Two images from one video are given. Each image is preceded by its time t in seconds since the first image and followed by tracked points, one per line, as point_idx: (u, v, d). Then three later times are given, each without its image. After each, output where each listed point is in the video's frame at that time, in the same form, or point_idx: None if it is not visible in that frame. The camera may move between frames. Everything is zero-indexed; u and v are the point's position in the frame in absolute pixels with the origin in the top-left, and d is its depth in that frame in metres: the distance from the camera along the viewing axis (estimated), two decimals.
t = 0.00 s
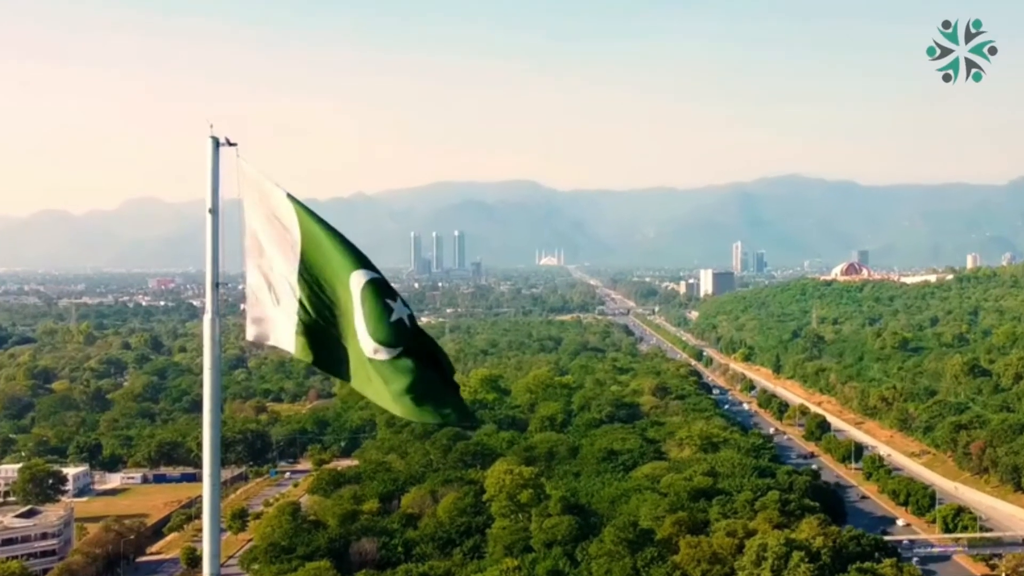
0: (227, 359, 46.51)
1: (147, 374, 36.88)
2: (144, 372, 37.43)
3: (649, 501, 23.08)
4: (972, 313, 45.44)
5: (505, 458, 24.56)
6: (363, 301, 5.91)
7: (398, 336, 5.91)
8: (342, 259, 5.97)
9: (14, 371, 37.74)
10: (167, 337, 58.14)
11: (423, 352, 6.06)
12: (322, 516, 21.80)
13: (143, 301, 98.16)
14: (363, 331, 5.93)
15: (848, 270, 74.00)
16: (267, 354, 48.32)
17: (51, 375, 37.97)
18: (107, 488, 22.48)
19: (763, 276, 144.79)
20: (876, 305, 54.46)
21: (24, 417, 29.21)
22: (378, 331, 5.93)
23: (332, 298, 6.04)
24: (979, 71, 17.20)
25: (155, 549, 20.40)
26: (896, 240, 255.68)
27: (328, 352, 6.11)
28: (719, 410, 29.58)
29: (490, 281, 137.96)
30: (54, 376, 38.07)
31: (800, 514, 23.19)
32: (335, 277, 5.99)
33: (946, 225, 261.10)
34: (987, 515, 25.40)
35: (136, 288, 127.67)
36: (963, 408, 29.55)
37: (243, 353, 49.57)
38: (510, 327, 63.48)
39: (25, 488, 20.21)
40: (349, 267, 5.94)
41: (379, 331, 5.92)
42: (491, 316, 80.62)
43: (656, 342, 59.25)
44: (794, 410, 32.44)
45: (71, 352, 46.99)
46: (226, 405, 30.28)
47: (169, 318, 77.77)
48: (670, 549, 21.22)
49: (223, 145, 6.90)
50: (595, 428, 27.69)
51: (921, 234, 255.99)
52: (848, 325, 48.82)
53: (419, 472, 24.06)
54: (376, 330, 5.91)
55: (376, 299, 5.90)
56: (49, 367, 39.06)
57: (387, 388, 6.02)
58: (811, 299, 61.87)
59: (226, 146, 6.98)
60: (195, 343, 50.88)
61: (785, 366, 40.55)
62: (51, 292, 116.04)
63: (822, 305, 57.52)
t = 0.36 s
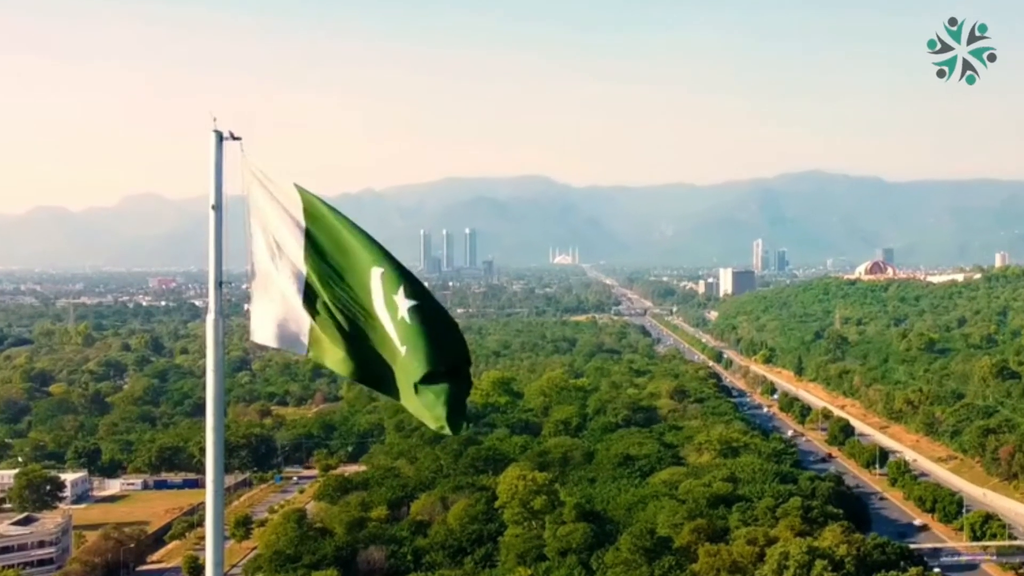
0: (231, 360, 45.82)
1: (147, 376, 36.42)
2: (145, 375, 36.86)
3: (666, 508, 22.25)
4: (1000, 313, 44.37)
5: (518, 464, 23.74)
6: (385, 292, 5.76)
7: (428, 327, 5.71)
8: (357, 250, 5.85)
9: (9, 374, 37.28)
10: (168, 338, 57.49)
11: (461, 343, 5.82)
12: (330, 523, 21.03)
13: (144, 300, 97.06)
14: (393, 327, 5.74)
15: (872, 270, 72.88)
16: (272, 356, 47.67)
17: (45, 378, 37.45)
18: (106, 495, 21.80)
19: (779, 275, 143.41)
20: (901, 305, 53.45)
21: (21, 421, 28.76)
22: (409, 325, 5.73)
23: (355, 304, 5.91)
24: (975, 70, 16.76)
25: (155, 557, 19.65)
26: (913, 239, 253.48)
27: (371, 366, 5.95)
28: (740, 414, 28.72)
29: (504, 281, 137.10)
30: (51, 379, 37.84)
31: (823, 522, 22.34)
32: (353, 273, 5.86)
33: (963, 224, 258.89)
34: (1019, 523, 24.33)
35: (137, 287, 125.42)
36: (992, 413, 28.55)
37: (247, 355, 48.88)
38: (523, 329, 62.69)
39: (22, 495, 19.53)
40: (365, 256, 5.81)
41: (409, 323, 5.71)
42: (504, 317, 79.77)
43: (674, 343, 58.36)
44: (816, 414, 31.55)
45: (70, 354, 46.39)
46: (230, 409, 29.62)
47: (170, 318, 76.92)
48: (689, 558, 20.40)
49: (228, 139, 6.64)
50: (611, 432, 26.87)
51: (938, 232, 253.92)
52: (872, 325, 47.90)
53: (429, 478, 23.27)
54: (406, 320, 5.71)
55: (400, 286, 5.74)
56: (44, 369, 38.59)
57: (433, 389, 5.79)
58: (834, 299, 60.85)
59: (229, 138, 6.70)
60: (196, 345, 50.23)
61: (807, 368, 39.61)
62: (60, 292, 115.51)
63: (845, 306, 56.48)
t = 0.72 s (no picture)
0: (235, 363, 45.17)
1: (149, 379, 35.85)
2: (145, 378, 36.32)
3: (684, 514, 21.50)
4: None
5: (532, 469, 23.01)
6: (414, 286, 5.60)
7: (465, 324, 5.57)
8: (374, 250, 5.66)
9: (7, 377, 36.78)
10: (171, 339, 56.88)
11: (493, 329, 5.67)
12: (337, 530, 20.30)
13: (146, 301, 95.89)
14: (425, 328, 5.56)
15: (898, 269, 71.90)
16: (278, 358, 47.08)
17: (43, 380, 36.93)
18: (105, 501, 21.22)
19: (795, 274, 142.10)
20: (926, 305, 52.50)
21: (19, 425, 28.25)
22: (443, 324, 5.57)
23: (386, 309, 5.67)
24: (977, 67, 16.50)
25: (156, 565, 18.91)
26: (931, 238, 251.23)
27: (411, 382, 5.64)
28: (761, 418, 27.93)
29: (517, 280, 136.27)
30: (50, 382, 37.38)
31: (846, 529, 21.53)
32: (375, 275, 5.66)
33: (980, 222, 256.77)
34: None
35: (137, 288, 123.33)
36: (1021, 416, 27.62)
37: (252, 357, 48.27)
38: (537, 330, 61.90)
39: (19, 501, 18.93)
40: (386, 256, 5.64)
41: (444, 316, 5.56)
42: (517, 317, 78.97)
43: (693, 344, 57.59)
44: (839, 418, 30.72)
45: (70, 356, 45.86)
46: (234, 413, 29.07)
47: (172, 319, 76.18)
48: (708, 568, 19.65)
49: (231, 136, 6.28)
50: (627, 436, 26.15)
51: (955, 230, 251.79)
52: (898, 326, 47.11)
53: (440, 484, 22.56)
54: (442, 318, 5.55)
55: (426, 279, 5.58)
56: (42, 372, 38.05)
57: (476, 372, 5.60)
58: (858, 299, 59.87)
59: (233, 135, 6.35)
60: (200, 347, 49.64)
61: (830, 370, 38.79)
62: (67, 292, 114.91)
63: (869, 306, 55.57)
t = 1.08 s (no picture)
0: (239, 364, 44.57)
1: (150, 381, 35.32)
2: (147, 380, 35.76)
3: (703, 521, 20.77)
4: None
5: (545, 474, 22.33)
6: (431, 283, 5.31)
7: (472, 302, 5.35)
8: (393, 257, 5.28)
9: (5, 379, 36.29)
10: (172, 340, 56.19)
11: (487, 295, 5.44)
12: (343, 538, 19.58)
13: (148, 301, 95.37)
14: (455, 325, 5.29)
15: (923, 267, 71.03)
16: (283, 360, 46.47)
17: (43, 383, 36.45)
18: (104, 507, 20.62)
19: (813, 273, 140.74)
20: (952, 305, 51.70)
21: (15, 429, 27.81)
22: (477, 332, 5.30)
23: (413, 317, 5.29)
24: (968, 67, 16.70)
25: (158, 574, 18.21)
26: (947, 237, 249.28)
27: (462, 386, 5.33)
28: (781, 421, 27.17)
29: (529, 280, 135.46)
30: (47, 385, 36.82)
31: (869, 536, 20.77)
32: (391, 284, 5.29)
33: (997, 221, 254.80)
34: None
35: (137, 287, 121.58)
36: None
37: (257, 359, 47.71)
38: (550, 330, 61.15)
39: (15, 508, 18.34)
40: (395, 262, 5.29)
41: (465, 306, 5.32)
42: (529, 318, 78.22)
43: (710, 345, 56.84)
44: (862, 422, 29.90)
45: (71, 357, 45.36)
46: (238, 416, 28.49)
47: (173, 319, 75.45)
48: None
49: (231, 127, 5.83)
50: (643, 441, 25.44)
51: (971, 227, 249.78)
52: (923, 326, 46.43)
53: (450, 490, 21.89)
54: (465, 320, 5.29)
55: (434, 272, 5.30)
56: (41, 375, 37.57)
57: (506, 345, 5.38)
58: (881, 299, 58.95)
59: (232, 125, 5.91)
60: (202, 348, 49.00)
61: (852, 373, 38.02)
62: (71, 291, 114.10)
63: (894, 306, 54.75)
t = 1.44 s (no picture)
0: (242, 367, 43.96)
1: (149, 384, 34.80)
2: (146, 383, 35.20)
3: (720, 528, 20.06)
4: None
5: (558, 480, 21.69)
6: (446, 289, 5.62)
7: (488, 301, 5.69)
8: (417, 260, 5.58)
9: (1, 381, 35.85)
10: (174, 341, 55.61)
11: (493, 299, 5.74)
12: (350, 545, 18.93)
13: (148, 301, 94.81)
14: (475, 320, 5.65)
15: (949, 266, 70.14)
16: (287, 362, 45.88)
17: (40, 386, 36.01)
18: (103, 514, 20.14)
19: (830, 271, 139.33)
20: (977, 305, 50.95)
21: (13, 432, 27.61)
22: (507, 326, 5.68)
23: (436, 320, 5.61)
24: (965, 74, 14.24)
25: None
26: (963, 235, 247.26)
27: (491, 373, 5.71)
28: (802, 425, 26.46)
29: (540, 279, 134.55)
30: (45, 388, 36.36)
31: (892, 544, 20.03)
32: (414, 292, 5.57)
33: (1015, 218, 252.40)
34: None
35: (136, 287, 120.03)
36: None
37: (260, 360, 47.10)
38: (562, 331, 60.43)
39: (12, 514, 17.79)
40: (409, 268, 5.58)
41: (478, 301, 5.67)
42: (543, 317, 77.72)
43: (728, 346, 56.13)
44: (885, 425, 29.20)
45: (68, 359, 44.82)
46: (241, 419, 28.01)
47: (173, 320, 74.80)
48: None
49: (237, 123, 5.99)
50: (659, 445, 24.77)
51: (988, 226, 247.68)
52: (948, 326, 45.75)
53: (460, 496, 21.24)
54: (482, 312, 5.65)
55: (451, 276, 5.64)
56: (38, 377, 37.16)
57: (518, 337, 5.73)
58: (904, 299, 58.07)
59: (237, 122, 6.10)
60: (204, 349, 48.41)
61: (876, 375, 37.35)
62: (76, 291, 113.34)
63: (918, 306, 53.99)
